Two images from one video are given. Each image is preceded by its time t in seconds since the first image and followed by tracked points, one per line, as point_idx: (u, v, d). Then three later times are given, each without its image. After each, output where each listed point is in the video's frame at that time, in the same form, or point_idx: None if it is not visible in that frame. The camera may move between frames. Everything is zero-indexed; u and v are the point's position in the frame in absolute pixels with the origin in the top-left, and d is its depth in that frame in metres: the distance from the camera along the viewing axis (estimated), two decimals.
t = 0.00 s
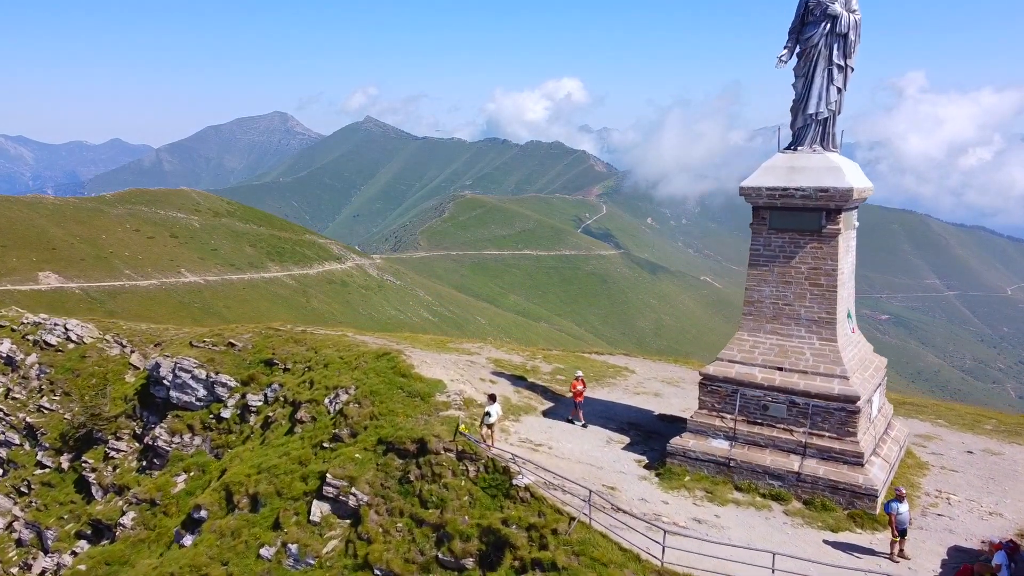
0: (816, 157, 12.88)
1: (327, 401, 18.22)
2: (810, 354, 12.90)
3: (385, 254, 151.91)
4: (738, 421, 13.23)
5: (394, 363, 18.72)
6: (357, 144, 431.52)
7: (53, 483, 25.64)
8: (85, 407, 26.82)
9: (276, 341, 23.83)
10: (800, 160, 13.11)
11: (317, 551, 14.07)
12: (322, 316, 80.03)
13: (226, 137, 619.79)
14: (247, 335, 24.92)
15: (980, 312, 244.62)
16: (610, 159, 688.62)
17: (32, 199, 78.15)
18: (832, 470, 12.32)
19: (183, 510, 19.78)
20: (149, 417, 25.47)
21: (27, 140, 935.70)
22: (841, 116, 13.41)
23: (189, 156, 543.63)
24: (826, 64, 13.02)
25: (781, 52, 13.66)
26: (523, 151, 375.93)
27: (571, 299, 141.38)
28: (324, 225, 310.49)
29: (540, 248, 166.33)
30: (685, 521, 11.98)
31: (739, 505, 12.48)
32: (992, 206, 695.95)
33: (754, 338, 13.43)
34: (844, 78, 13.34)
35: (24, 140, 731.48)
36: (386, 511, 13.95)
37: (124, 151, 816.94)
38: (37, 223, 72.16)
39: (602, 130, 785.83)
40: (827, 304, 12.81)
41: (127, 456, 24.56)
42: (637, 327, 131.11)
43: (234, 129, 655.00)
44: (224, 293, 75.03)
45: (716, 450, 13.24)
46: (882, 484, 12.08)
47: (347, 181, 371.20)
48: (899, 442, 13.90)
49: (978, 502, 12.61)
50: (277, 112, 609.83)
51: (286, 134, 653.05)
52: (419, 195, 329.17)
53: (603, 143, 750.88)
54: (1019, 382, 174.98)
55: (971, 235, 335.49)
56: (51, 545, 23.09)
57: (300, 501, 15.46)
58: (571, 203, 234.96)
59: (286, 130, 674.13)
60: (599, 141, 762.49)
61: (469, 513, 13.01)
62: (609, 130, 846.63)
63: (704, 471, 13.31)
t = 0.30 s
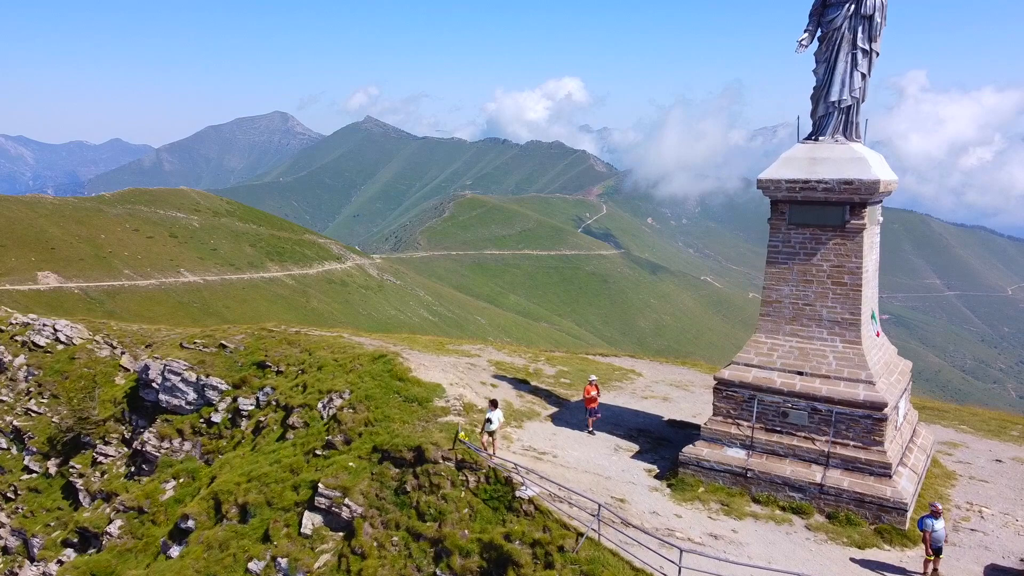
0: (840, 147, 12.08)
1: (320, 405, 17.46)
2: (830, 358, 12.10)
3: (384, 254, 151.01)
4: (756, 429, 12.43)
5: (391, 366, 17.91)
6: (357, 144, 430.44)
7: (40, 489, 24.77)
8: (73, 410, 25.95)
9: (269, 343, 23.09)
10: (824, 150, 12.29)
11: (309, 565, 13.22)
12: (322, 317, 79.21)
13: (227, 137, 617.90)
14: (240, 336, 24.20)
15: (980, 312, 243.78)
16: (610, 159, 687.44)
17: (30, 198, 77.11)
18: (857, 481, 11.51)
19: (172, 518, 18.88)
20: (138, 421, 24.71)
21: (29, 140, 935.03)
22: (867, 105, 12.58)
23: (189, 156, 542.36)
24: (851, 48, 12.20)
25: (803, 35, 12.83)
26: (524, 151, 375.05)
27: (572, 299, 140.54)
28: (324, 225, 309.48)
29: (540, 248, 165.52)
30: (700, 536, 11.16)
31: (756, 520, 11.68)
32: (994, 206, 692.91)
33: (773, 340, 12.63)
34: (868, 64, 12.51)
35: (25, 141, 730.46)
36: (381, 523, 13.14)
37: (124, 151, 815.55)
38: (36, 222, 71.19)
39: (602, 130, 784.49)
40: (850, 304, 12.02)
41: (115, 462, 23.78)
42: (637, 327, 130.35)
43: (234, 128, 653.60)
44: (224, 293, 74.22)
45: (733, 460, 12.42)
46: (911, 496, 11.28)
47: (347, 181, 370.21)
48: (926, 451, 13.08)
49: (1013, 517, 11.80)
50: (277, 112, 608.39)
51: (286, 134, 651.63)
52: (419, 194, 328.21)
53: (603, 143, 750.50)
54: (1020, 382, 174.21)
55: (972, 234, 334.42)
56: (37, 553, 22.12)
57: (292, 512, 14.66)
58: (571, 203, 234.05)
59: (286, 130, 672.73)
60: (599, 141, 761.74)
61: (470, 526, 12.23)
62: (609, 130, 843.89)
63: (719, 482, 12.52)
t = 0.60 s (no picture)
0: (867, 137, 11.27)
1: (313, 411, 16.66)
2: (857, 363, 11.29)
3: (384, 254, 150.19)
4: (777, 438, 11.63)
5: (388, 369, 17.09)
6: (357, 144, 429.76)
7: (26, 495, 23.68)
8: (60, 414, 25.05)
9: (262, 345, 22.30)
10: (848, 140, 11.48)
11: None
12: (322, 317, 78.40)
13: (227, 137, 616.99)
14: (231, 338, 23.42)
15: (981, 312, 242.80)
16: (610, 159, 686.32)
17: (30, 198, 76.25)
18: (887, 495, 10.69)
19: (159, 528, 17.95)
20: (126, 426, 23.86)
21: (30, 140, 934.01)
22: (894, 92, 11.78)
23: (190, 156, 541.58)
24: (878, 30, 11.41)
25: (826, 18, 12.04)
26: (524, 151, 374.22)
27: (572, 299, 139.70)
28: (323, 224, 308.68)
29: (540, 248, 164.68)
30: (719, 554, 10.37)
31: (777, 536, 10.89)
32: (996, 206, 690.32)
33: (794, 344, 11.84)
34: (895, 48, 11.71)
35: (26, 141, 729.50)
36: (376, 538, 12.34)
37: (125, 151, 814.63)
38: (34, 222, 70.32)
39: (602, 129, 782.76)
40: (878, 304, 11.21)
41: (103, 468, 22.93)
42: (637, 327, 129.53)
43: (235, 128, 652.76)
44: (224, 293, 73.44)
45: (750, 471, 11.65)
46: (945, 511, 10.47)
47: (347, 181, 369.34)
48: (956, 462, 12.27)
49: None
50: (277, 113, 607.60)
51: (286, 134, 650.61)
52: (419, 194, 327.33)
53: (603, 143, 749.23)
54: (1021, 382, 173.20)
55: (973, 234, 333.31)
56: (22, 562, 21.13)
57: (282, 525, 13.82)
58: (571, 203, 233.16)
59: (287, 130, 671.71)
60: (600, 141, 760.42)
61: (472, 542, 11.43)
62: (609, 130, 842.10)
63: (738, 494, 11.70)
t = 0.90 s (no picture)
0: (899, 123, 10.48)
1: (306, 416, 15.89)
2: (888, 367, 10.49)
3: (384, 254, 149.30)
4: (802, 446, 10.82)
5: (384, 372, 16.28)
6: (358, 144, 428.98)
7: (11, 502, 22.82)
8: (48, 418, 24.25)
9: (254, 346, 21.53)
10: (878, 127, 10.69)
11: None
12: (322, 317, 77.54)
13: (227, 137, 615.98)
14: (223, 339, 22.62)
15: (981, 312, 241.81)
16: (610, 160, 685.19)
17: (29, 198, 75.38)
18: (921, 510, 9.87)
19: (145, 537, 17.06)
20: (114, 430, 23.04)
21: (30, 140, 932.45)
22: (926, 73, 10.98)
23: (189, 156, 540.48)
24: (910, 9, 10.62)
25: None
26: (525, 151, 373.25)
27: (572, 299, 138.86)
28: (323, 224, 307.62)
29: (541, 248, 163.85)
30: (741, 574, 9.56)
31: (803, 552, 10.06)
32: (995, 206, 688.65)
33: (819, 345, 11.06)
34: (930, 26, 10.87)
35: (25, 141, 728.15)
36: (370, 554, 11.52)
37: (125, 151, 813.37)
38: (33, 221, 69.48)
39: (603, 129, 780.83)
40: (911, 302, 10.42)
41: (91, 473, 22.14)
42: (637, 327, 128.67)
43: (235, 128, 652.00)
44: (223, 293, 72.63)
45: (773, 482, 10.82)
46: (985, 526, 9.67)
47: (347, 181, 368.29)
48: (991, 473, 11.45)
49: None
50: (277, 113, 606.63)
51: (286, 134, 649.38)
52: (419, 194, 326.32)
53: (603, 143, 747.81)
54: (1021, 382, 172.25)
55: (972, 234, 332.55)
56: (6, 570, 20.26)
57: (272, 537, 13.01)
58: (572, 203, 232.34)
59: (286, 130, 671.00)
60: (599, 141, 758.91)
61: (473, 559, 10.63)
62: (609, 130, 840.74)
63: (758, 507, 10.90)
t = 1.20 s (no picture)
0: (937, 105, 9.68)
1: (297, 421, 15.08)
2: (925, 371, 9.68)
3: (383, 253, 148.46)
4: (831, 453, 10.02)
5: (379, 374, 15.48)
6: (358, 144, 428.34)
7: None
8: (32, 420, 23.40)
9: (245, 347, 20.74)
10: (912, 109, 9.89)
11: None
12: (321, 317, 76.72)
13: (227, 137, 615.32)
14: (213, 339, 21.83)
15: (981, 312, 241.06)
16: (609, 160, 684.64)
17: (27, 198, 74.55)
18: (962, 525, 9.04)
19: (129, 545, 16.19)
20: (101, 433, 22.21)
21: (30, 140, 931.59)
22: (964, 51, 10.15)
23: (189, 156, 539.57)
24: None
25: None
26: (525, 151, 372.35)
27: (572, 299, 138.08)
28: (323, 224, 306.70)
29: (541, 248, 163.10)
30: None
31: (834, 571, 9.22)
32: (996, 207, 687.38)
33: (849, 346, 10.25)
34: None
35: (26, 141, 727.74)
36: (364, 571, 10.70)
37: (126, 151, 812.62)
38: (31, 220, 68.63)
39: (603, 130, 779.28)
40: (950, 299, 9.60)
41: (76, 478, 21.27)
42: (637, 327, 127.85)
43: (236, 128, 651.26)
44: (223, 293, 71.78)
45: (799, 494, 10.01)
46: None
47: (347, 181, 367.44)
48: None
49: None
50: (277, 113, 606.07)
51: (286, 134, 648.50)
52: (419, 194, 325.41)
53: (603, 143, 746.84)
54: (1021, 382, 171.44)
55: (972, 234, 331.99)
56: None
57: (259, 550, 12.16)
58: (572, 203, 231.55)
59: (287, 130, 670.58)
60: (599, 141, 757.83)
61: None
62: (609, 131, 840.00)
63: (784, 521, 10.08)
